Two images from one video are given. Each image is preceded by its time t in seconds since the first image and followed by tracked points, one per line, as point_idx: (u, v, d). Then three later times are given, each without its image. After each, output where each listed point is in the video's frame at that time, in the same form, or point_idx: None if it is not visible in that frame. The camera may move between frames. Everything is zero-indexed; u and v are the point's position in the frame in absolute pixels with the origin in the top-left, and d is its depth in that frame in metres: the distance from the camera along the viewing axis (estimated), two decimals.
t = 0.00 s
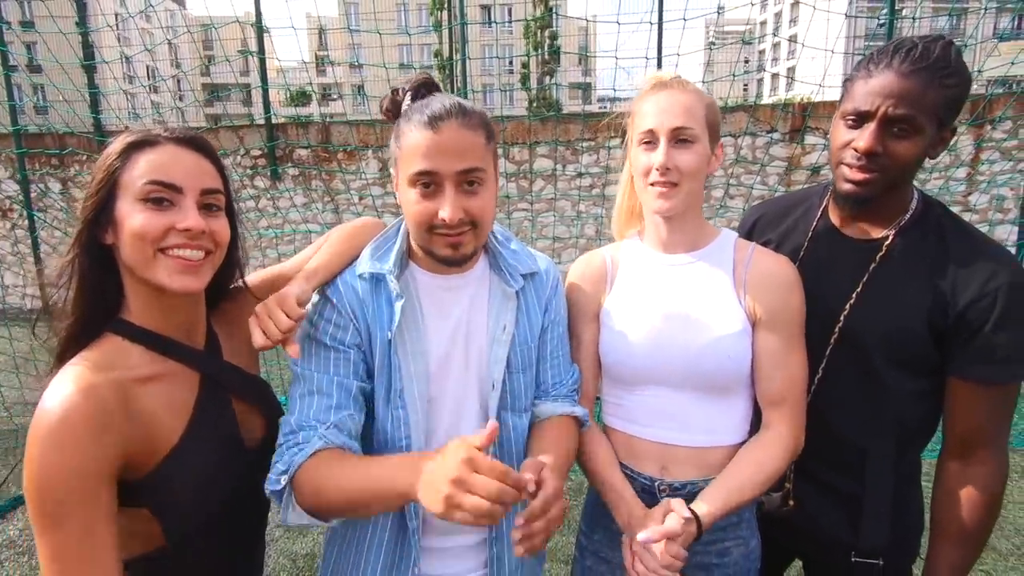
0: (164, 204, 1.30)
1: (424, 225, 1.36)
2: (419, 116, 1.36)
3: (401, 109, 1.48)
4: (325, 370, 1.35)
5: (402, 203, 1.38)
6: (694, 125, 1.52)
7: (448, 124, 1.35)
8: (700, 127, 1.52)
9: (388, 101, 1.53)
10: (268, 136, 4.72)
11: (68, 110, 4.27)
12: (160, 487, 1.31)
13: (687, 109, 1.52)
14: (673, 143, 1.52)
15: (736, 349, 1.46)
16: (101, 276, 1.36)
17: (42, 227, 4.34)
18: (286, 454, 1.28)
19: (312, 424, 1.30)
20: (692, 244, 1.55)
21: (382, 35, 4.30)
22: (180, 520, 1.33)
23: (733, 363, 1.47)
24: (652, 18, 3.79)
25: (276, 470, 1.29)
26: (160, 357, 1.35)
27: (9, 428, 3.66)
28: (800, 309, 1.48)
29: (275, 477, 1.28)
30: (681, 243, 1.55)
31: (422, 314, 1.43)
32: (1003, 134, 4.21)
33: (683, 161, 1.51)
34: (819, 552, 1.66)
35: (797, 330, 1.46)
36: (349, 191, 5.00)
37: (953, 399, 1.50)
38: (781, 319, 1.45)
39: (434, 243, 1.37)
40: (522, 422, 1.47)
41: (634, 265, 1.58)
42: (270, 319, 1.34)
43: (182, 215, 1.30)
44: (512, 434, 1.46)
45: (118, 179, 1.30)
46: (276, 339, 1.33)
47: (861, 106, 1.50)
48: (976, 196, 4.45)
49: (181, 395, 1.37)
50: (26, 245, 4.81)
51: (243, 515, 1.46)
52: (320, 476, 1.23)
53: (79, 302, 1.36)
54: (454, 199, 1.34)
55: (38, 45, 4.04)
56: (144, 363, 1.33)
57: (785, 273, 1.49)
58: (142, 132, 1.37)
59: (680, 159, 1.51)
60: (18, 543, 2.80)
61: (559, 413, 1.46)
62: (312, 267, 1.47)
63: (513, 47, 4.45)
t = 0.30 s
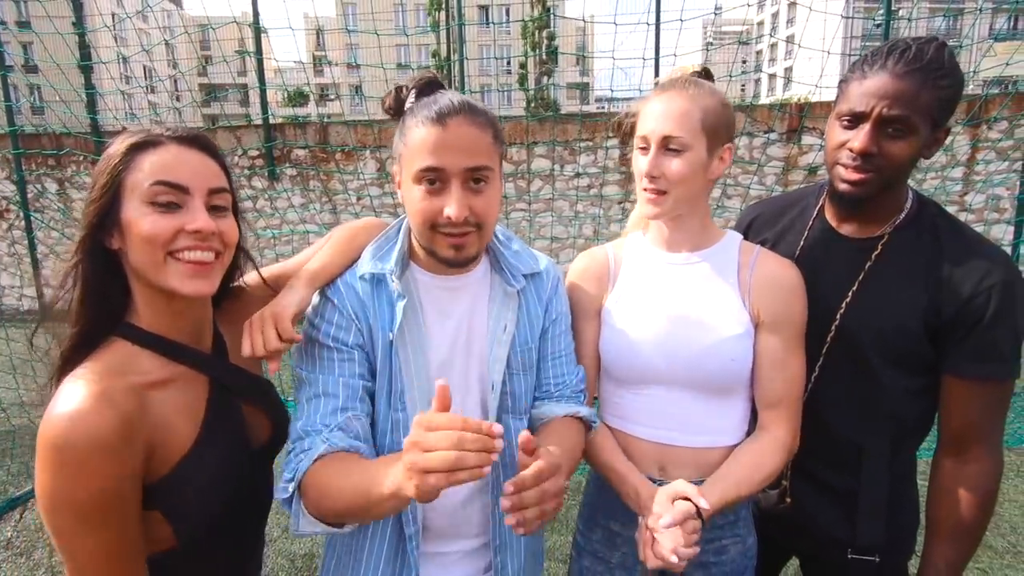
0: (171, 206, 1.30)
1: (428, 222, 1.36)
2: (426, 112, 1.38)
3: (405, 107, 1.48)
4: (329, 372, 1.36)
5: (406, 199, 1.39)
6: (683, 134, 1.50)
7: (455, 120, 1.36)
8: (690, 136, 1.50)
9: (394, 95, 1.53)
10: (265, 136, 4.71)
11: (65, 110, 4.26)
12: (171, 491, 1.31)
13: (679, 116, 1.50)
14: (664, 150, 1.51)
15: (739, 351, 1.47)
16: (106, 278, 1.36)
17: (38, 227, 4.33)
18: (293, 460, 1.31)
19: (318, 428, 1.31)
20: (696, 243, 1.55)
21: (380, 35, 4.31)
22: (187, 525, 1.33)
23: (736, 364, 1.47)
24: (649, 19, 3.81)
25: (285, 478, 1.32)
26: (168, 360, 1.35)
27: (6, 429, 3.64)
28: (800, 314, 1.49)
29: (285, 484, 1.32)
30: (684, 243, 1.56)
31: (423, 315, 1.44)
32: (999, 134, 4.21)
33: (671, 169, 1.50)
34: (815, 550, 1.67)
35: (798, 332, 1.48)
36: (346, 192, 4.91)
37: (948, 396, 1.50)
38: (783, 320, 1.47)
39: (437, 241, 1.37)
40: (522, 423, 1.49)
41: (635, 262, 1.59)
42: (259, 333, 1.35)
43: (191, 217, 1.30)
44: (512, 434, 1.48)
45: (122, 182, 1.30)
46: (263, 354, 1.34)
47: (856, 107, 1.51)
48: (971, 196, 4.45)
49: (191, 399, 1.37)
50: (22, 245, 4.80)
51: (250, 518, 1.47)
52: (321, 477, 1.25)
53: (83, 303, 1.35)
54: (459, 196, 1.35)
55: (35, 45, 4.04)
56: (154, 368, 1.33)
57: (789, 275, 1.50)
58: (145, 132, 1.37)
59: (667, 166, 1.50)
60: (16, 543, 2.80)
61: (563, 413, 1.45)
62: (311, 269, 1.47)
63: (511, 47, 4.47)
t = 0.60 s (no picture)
0: (172, 208, 1.29)
1: (426, 223, 1.35)
2: (419, 109, 1.37)
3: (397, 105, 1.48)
4: (324, 389, 1.37)
5: (403, 197, 1.38)
6: (682, 138, 1.49)
7: (449, 114, 1.36)
8: (688, 139, 1.49)
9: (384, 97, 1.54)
10: (262, 136, 4.69)
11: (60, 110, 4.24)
12: (165, 494, 1.31)
13: (678, 120, 1.49)
14: (661, 154, 1.51)
15: (739, 352, 1.47)
16: (105, 278, 1.35)
17: (34, 228, 4.31)
18: (296, 484, 1.33)
19: (320, 449, 1.33)
20: (697, 244, 1.55)
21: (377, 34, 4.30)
22: (182, 527, 1.33)
23: (736, 365, 1.47)
24: (647, 17, 3.79)
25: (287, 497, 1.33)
26: (168, 363, 1.35)
27: (3, 430, 3.63)
28: (803, 314, 1.49)
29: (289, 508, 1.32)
30: (684, 243, 1.55)
31: (423, 322, 1.43)
32: (996, 133, 4.16)
33: (668, 172, 1.50)
34: (815, 549, 1.67)
35: (801, 332, 1.48)
36: (344, 192, 4.93)
37: (948, 394, 1.50)
38: (785, 321, 1.47)
39: (436, 243, 1.36)
40: (528, 430, 1.48)
41: (634, 261, 1.59)
42: (248, 348, 1.33)
43: (191, 220, 1.29)
44: (519, 443, 1.47)
45: (123, 182, 1.29)
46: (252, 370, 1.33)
47: (855, 105, 1.51)
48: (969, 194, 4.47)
49: (188, 402, 1.36)
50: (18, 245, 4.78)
51: (246, 522, 1.46)
52: (335, 512, 1.28)
53: (80, 304, 1.35)
54: (456, 194, 1.34)
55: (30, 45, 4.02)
56: (152, 369, 1.33)
57: (792, 276, 1.50)
58: (149, 132, 1.36)
59: (664, 170, 1.50)
60: (12, 544, 2.79)
61: (570, 423, 1.47)
62: (313, 269, 1.47)
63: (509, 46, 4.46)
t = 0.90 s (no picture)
0: (162, 206, 1.28)
1: (432, 189, 1.34)
2: (429, 89, 1.42)
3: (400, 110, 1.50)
4: (321, 375, 1.32)
5: (409, 171, 1.38)
6: (682, 136, 1.48)
7: (455, 91, 1.40)
8: (688, 137, 1.48)
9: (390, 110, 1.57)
10: (259, 135, 4.68)
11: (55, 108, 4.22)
12: (151, 498, 1.29)
13: (676, 118, 1.48)
14: (662, 152, 1.50)
15: (741, 352, 1.46)
16: (96, 278, 1.34)
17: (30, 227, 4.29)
18: (276, 458, 1.27)
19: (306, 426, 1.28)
20: (696, 242, 1.54)
21: (374, 33, 4.31)
22: (171, 530, 1.31)
23: (738, 366, 1.46)
24: (644, 14, 3.82)
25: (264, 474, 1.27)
26: (161, 364, 1.34)
27: None
28: (806, 316, 1.48)
29: (265, 483, 1.25)
30: (684, 243, 1.55)
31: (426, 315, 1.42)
32: (993, 130, 4.17)
33: (669, 171, 1.48)
34: (814, 549, 1.66)
35: (804, 333, 1.47)
36: (341, 190, 4.86)
37: (946, 394, 1.51)
38: (786, 321, 1.46)
39: (443, 211, 1.35)
40: (537, 424, 1.47)
41: (633, 258, 1.58)
42: (250, 342, 1.33)
43: (181, 218, 1.27)
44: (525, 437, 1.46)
45: (114, 181, 1.28)
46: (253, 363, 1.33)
47: (854, 102, 1.50)
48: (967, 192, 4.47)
49: (177, 405, 1.35)
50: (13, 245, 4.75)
51: (236, 527, 1.44)
52: (299, 476, 1.19)
53: (72, 304, 1.33)
54: (464, 160, 1.35)
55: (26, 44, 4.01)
56: (141, 371, 1.31)
57: (791, 275, 1.49)
58: (140, 131, 1.35)
59: (665, 168, 1.49)
60: (8, 546, 2.78)
61: (580, 412, 1.44)
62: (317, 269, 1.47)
63: (506, 45, 4.46)
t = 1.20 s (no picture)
0: (157, 204, 1.27)
1: (448, 185, 1.34)
2: (450, 87, 1.42)
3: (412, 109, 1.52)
4: (332, 380, 1.32)
5: (425, 167, 1.38)
6: (704, 126, 1.49)
7: (478, 89, 1.41)
8: (708, 126, 1.49)
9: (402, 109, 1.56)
10: (257, 134, 4.67)
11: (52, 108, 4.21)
12: (147, 496, 1.28)
13: (695, 108, 1.49)
14: (683, 143, 1.50)
15: (741, 353, 1.45)
16: (92, 276, 1.33)
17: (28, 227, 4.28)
18: (301, 480, 1.26)
19: (328, 441, 1.28)
20: (696, 241, 1.54)
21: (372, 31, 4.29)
22: (167, 528, 1.31)
23: (738, 366, 1.46)
24: (644, 12, 3.85)
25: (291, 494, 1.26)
26: (158, 363, 1.33)
27: None
28: (807, 316, 1.47)
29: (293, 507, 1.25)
30: (684, 243, 1.54)
31: (431, 314, 1.41)
32: (993, 128, 4.17)
33: (691, 162, 1.49)
34: (814, 549, 1.66)
35: (806, 333, 1.46)
36: (341, 190, 4.87)
37: (945, 393, 1.50)
38: (786, 321, 1.45)
39: (456, 207, 1.35)
40: (534, 426, 1.47)
41: (634, 258, 1.57)
42: (250, 336, 1.31)
43: (175, 216, 1.27)
44: (524, 435, 1.45)
45: (109, 179, 1.27)
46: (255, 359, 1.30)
47: (854, 100, 1.49)
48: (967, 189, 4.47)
49: (173, 402, 1.34)
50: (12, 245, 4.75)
51: (234, 525, 1.44)
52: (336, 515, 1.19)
53: (68, 303, 1.33)
54: (482, 159, 1.35)
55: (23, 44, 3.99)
56: (137, 368, 1.31)
57: (792, 274, 1.47)
58: (135, 128, 1.34)
59: (687, 159, 1.49)
60: (8, 546, 2.78)
61: (573, 420, 1.44)
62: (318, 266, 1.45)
63: (505, 43, 4.44)
